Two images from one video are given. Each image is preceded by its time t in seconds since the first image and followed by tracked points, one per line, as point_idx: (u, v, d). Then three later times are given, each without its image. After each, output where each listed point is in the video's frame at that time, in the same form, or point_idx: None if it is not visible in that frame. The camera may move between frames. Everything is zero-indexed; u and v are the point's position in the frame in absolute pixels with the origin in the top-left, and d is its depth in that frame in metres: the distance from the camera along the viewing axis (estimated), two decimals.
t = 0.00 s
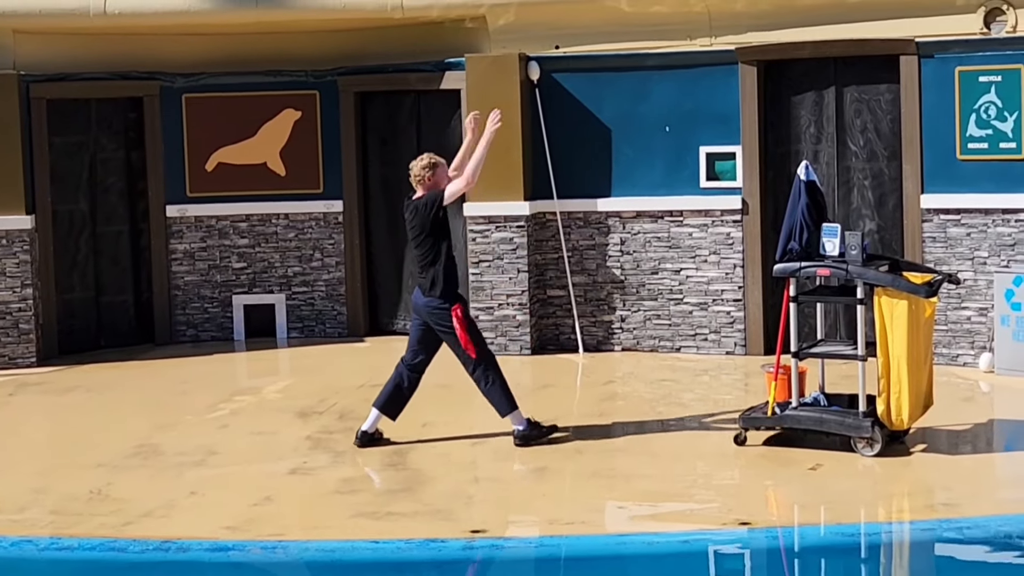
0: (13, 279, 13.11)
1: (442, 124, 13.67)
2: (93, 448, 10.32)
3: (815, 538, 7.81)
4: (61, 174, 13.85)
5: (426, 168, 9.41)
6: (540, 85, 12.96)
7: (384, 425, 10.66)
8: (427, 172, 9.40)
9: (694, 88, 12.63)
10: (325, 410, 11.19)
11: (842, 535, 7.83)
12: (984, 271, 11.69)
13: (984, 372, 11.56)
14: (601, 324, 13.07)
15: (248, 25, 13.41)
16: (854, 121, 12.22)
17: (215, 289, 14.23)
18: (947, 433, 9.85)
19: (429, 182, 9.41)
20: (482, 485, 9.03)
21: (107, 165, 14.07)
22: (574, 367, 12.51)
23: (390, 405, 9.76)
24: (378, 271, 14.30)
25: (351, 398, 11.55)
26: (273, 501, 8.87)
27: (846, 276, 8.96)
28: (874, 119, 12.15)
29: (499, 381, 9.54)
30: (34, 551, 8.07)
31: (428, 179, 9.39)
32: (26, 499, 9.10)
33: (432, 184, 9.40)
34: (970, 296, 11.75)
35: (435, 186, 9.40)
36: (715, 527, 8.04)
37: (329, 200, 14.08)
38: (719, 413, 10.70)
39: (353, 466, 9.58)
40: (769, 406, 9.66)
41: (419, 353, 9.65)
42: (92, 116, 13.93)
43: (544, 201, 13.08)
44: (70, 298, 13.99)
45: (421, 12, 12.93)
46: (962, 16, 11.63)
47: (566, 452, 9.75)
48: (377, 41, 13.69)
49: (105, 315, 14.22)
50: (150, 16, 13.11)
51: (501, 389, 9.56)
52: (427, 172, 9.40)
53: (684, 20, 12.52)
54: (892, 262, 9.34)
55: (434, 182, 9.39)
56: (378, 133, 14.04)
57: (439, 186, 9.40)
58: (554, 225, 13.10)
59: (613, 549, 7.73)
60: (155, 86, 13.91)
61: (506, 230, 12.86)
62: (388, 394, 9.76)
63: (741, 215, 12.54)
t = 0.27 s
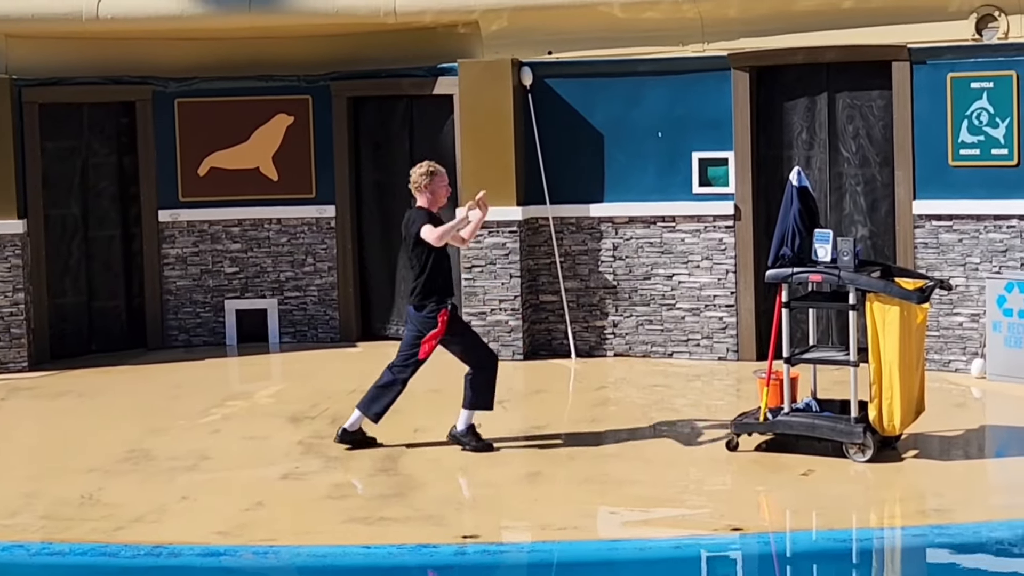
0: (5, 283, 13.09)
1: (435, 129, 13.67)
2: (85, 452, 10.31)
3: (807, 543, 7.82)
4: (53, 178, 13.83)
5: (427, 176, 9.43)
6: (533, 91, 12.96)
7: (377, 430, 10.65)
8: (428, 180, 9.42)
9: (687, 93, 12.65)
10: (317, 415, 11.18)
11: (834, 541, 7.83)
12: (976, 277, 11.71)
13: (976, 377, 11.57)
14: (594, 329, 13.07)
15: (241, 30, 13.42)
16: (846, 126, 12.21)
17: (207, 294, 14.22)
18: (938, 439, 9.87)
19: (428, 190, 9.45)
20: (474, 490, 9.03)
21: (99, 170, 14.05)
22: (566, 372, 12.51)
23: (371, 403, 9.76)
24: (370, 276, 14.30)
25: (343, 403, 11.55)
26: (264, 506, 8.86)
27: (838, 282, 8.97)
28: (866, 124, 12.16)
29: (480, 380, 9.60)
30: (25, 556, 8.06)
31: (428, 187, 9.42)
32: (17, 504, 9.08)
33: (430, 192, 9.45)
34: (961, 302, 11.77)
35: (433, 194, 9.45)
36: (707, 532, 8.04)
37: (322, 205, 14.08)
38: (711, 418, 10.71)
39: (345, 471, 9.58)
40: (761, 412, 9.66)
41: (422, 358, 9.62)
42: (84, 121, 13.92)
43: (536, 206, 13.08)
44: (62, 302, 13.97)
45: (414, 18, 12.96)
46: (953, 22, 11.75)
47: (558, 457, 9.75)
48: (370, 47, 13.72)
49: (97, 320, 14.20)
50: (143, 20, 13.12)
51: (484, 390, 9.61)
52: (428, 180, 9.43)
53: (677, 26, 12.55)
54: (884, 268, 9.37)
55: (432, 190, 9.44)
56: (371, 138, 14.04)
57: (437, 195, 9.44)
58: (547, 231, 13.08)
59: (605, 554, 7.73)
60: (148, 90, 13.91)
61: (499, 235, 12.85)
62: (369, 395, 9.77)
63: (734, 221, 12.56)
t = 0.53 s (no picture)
0: None
1: (428, 134, 13.67)
2: (77, 457, 10.30)
3: (799, 548, 7.82)
4: (45, 182, 13.84)
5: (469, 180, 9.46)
6: (526, 95, 12.96)
7: (370, 435, 10.65)
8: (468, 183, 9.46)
9: (680, 98, 12.65)
10: (310, 420, 11.18)
11: (826, 546, 7.84)
12: (968, 283, 11.72)
13: (969, 383, 11.59)
14: (586, 334, 13.07)
15: (234, 34, 13.42)
16: (839, 132, 12.24)
17: (200, 298, 14.20)
18: (930, 444, 9.88)
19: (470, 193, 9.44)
20: (467, 495, 9.03)
21: (92, 174, 14.06)
22: (559, 377, 12.50)
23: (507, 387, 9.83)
24: (364, 281, 14.30)
25: (336, 408, 11.55)
26: (257, 510, 8.85)
27: (830, 286, 8.97)
28: (859, 129, 12.18)
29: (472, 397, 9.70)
30: (16, 561, 8.05)
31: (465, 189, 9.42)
32: (9, 508, 9.07)
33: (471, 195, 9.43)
34: (954, 307, 11.78)
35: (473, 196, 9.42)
36: (700, 538, 8.04)
37: (315, 209, 14.08)
38: (704, 423, 10.71)
39: (337, 476, 9.57)
40: (753, 417, 9.65)
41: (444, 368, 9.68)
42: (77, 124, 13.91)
43: (529, 211, 13.07)
44: (54, 306, 13.95)
45: (408, 22, 12.98)
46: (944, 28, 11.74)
47: (550, 462, 9.75)
48: (363, 51, 13.72)
49: (90, 324, 14.18)
50: (137, 24, 13.12)
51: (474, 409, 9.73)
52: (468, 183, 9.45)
53: (670, 31, 12.60)
54: (876, 273, 9.35)
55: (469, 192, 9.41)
56: (364, 143, 14.05)
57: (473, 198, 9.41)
58: (540, 235, 13.08)
59: (597, 559, 7.73)
60: (141, 95, 13.89)
61: (492, 240, 12.85)
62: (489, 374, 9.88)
63: (726, 226, 12.56)
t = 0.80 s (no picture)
0: None
1: (425, 135, 13.67)
2: (74, 458, 10.29)
3: (795, 550, 7.82)
4: (42, 184, 13.84)
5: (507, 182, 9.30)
6: (523, 97, 12.96)
7: (366, 436, 10.65)
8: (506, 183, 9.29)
9: (676, 100, 12.66)
10: (307, 421, 11.17)
11: (822, 548, 7.84)
12: (965, 285, 11.72)
13: (965, 385, 11.60)
14: (583, 336, 13.06)
15: (232, 35, 13.43)
16: (836, 134, 12.26)
17: (196, 299, 14.19)
18: (927, 446, 9.88)
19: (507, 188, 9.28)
20: (464, 496, 9.03)
21: (88, 175, 14.05)
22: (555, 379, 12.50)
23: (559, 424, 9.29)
24: (360, 283, 14.30)
25: (332, 409, 11.55)
26: (253, 511, 8.85)
27: (827, 289, 8.98)
28: (855, 131, 12.20)
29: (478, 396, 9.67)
30: (12, 561, 8.04)
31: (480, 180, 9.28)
32: (5, 509, 9.06)
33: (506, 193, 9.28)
34: (950, 309, 11.77)
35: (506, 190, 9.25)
36: (696, 539, 8.05)
37: (311, 210, 14.07)
38: (700, 424, 10.71)
39: (334, 477, 9.57)
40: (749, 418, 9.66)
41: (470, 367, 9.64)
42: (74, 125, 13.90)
43: (525, 212, 13.06)
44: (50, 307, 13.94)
45: (405, 24, 12.98)
46: (943, 30, 11.78)
47: (547, 464, 9.75)
48: (360, 53, 13.72)
49: (86, 325, 14.17)
50: (134, 25, 13.12)
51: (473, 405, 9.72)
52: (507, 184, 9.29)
53: (668, 33, 12.61)
54: (873, 275, 9.36)
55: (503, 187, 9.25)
56: (361, 144, 14.05)
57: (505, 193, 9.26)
58: (536, 237, 13.06)
59: (593, 561, 7.73)
60: (137, 96, 13.89)
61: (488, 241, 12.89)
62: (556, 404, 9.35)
63: (723, 228, 12.56)
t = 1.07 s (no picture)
0: None
1: (424, 135, 13.66)
2: (72, 457, 10.28)
3: (794, 550, 7.82)
4: (41, 184, 13.83)
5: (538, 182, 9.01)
6: (522, 97, 12.96)
7: (364, 436, 10.64)
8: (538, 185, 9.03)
9: (676, 100, 12.66)
10: (305, 421, 11.17)
11: (821, 548, 7.83)
12: (964, 285, 11.72)
13: (964, 385, 11.60)
14: (582, 336, 13.06)
15: (231, 35, 13.42)
16: (835, 134, 12.26)
17: (195, 299, 14.20)
18: (926, 446, 9.88)
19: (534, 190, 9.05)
20: (462, 496, 9.02)
21: (87, 175, 14.04)
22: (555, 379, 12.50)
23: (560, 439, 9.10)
24: (359, 282, 14.29)
25: (331, 409, 11.55)
26: (251, 511, 8.84)
27: (826, 289, 8.97)
28: (855, 131, 12.20)
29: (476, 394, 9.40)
30: (10, 561, 8.04)
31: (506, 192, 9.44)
32: (3, 509, 9.05)
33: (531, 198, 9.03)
34: (949, 309, 11.77)
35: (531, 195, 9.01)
36: (694, 539, 8.04)
37: (310, 210, 14.07)
38: (699, 425, 10.71)
39: (332, 476, 9.57)
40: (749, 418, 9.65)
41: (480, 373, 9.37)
42: (72, 125, 13.90)
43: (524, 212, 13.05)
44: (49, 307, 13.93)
45: (404, 23, 12.98)
46: (942, 30, 11.78)
47: (545, 464, 9.74)
48: (359, 52, 13.72)
49: (85, 325, 14.16)
50: (133, 25, 13.12)
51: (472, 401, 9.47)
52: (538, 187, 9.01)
53: (667, 33, 12.61)
54: (872, 275, 9.35)
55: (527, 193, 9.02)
56: (360, 143, 14.05)
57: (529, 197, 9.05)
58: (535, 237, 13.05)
59: (591, 561, 7.72)
60: (136, 95, 13.89)
61: (488, 241, 12.89)
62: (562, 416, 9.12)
63: (722, 228, 12.56)
